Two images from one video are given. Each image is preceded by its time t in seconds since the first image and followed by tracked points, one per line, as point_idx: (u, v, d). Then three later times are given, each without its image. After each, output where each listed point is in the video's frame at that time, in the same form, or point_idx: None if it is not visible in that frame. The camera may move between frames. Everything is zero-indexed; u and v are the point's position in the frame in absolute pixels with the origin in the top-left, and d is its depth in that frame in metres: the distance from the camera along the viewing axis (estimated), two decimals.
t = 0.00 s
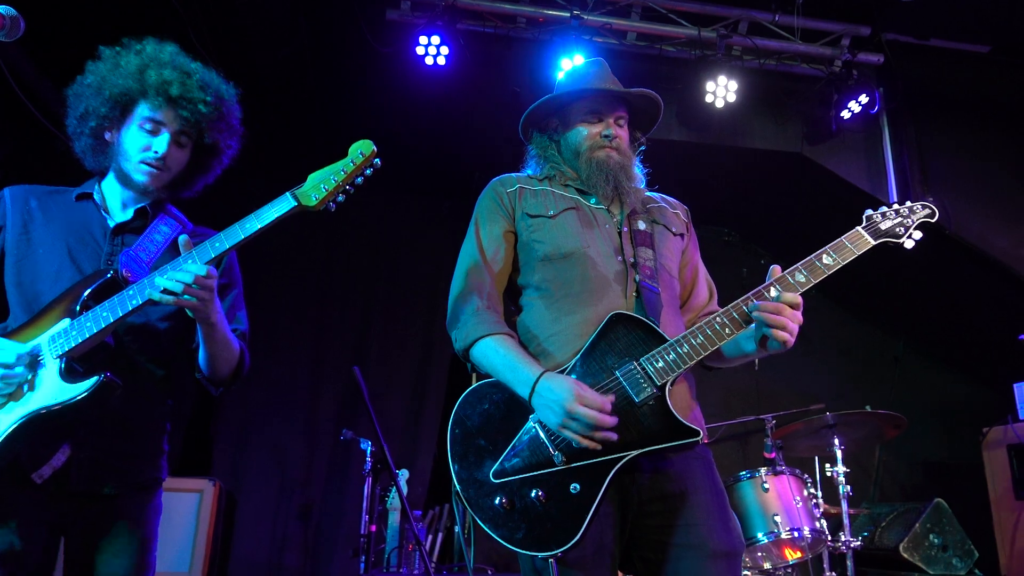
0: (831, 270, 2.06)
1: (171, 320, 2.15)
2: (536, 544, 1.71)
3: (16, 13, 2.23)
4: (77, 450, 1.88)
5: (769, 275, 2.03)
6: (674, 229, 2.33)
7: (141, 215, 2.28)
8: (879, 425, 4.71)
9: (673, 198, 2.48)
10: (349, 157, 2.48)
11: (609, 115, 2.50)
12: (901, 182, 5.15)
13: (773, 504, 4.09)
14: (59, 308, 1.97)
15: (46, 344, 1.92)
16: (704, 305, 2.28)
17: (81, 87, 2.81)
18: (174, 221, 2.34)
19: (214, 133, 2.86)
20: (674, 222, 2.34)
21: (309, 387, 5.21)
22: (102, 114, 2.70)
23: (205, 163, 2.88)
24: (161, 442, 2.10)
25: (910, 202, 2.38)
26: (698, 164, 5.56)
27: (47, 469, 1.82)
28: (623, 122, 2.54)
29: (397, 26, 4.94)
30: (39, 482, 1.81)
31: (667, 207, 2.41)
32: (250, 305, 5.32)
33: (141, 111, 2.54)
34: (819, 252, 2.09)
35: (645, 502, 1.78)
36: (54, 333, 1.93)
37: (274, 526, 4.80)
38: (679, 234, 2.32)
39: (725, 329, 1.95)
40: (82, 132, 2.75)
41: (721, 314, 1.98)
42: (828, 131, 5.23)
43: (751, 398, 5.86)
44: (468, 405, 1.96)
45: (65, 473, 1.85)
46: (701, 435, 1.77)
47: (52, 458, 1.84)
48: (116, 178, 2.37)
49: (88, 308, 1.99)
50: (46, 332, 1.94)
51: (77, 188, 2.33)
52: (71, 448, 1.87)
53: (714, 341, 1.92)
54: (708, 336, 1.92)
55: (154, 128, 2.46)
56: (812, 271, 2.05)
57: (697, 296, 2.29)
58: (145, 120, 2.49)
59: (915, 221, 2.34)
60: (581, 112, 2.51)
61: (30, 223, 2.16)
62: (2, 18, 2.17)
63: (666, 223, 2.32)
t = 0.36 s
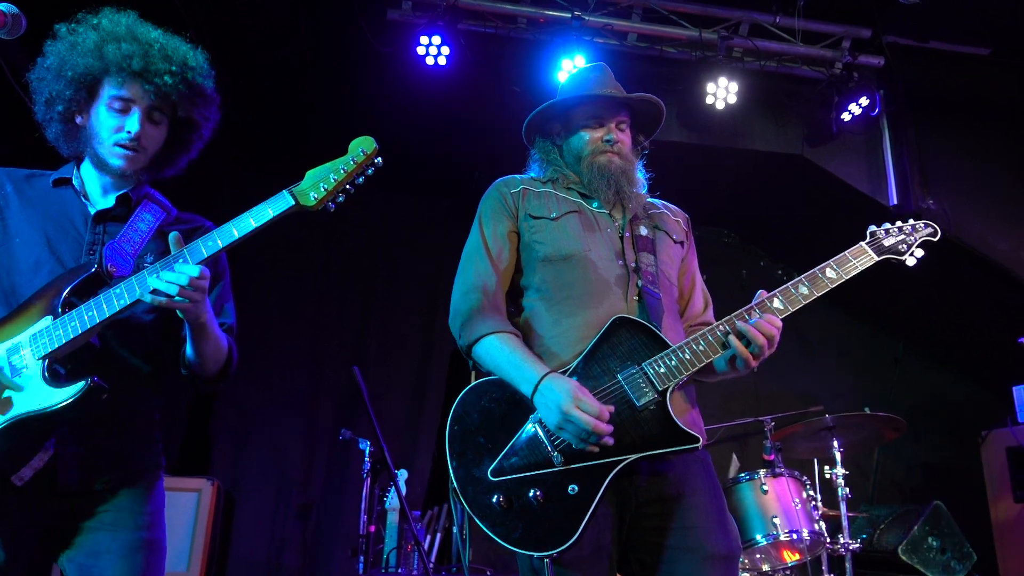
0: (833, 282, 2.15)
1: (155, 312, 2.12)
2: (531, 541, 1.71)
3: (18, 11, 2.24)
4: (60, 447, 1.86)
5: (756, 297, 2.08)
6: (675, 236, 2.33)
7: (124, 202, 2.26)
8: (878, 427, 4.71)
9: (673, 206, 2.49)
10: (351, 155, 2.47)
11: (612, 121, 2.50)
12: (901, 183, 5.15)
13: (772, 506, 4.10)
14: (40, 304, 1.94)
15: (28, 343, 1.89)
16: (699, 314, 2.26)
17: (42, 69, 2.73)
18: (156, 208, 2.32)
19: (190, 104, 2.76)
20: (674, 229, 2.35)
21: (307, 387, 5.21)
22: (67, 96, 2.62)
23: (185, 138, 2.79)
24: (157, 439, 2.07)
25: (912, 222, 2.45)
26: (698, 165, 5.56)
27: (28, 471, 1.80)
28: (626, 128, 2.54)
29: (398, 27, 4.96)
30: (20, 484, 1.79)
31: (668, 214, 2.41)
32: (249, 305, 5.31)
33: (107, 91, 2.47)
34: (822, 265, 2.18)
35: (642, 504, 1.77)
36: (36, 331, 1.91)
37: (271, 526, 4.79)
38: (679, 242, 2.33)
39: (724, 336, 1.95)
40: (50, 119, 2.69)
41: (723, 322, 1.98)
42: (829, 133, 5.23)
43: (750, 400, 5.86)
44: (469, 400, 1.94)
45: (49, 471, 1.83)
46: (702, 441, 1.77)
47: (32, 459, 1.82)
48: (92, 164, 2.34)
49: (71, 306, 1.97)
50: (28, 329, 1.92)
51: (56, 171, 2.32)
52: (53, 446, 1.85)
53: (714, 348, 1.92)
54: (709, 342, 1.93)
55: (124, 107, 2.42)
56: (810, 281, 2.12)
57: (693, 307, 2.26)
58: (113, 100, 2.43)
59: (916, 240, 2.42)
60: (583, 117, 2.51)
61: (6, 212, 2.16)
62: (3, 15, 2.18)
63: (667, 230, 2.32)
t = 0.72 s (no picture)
0: (845, 292, 2.22)
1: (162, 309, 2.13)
2: (534, 540, 1.71)
3: (28, 13, 2.25)
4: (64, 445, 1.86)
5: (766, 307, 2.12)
6: (685, 242, 2.33)
7: (130, 201, 2.25)
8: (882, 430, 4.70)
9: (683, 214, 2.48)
10: (365, 156, 2.47)
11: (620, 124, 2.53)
12: (905, 186, 5.15)
13: (776, 509, 4.08)
14: (48, 303, 1.94)
15: (34, 341, 1.89)
16: (705, 322, 2.24)
17: (47, 68, 2.74)
18: (163, 207, 2.31)
19: (194, 102, 2.76)
20: (685, 236, 2.34)
21: (310, 388, 5.21)
22: (72, 94, 2.63)
23: (190, 135, 2.79)
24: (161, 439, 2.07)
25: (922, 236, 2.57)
26: (702, 167, 5.55)
27: (32, 470, 1.81)
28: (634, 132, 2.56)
29: (403, 29, 4.96)
30: (23, 483, 1.79)
31: (679, 221, 2.41)
32: (252, 305, 5.32)
33: (111, 87, 2.47)
34: (834, 275, 2.25)
35: (648, 506, 1.77)
36: (44, 328, 1.91)
37: (273, 527, 4.79)
38: (689, 249, 2.32)
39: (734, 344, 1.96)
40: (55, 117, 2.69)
41: (733, 330, 2.00)
42: (833, 135, 5.23)
43: (753, 403, 5.85)
44: (475, 400, 1.93)
45: (54, 470, 1.83)
46: (708, 447, 1.77)
47: (37, 458, 1.82)
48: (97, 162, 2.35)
49: (78, 304, 1.97)
50: (35, 327, 1.92)
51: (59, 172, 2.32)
52: (58, 444, 1.85)
53: (723, 355, 1.93)
54: (718, 348, 1.94)
55: (128, 103, 2.41)
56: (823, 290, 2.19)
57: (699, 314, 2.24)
58: (118, 95, 2.42)
59: (925, 254, 2.53)
60: (592, 122, 2.54)
61: (10, 211, 2.16)
62: (12, 16, 2.18)
63: (678, 236, 2.32)
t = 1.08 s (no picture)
0: (856, 307, 2.27)
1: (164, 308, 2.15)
2: (532, 536, 1.69)
3: (35, 15, 2.25)
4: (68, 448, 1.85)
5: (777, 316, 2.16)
6: (695, 258, 2.34)
7: (137, 200, 2.26)
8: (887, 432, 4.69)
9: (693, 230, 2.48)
10: (381, 167, 2.48)
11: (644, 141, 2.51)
12: (910, 188, 5.14)
13: (780, 512, 4.08)
14: (55, 304, 1.94)
15: (42, 343, 1.89)
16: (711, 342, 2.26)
17: (52, 64, 2.73)
18: (169, 206, 2.31)
19: (201, 101, 2.76)
20: (695, 251, 2.35)
21: (314, 390, 5.21)
22: (78, 92, 2.63)
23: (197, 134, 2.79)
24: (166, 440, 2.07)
25: (933, 258, 2.64)
26: (706, 168, 5.54)
27: (36, 473, 1.80)
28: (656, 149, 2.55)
29: (407, 31, 4.96)
30: (26, 486, 1.79)
31: (690, 237, 2.42)
32: (256, 307, 5.32)
33: (117, 85, 2.47)
34: (846, 291, 2.30)
35: (652, 507, 1.76)
36: (51, 330, 1.91)
37: (277, 529, 4.79)
38: (699, 263, 2.33)
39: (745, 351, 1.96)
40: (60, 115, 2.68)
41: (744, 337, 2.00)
42: (838, 137, 5.22)
43: (757, 405, 5.84)
44: (479, 393, 1.89)
45: (59, 472, 1.83)
46: (713, 452, 1.76)
47: (41, 461, 1.81)
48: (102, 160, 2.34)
49: (86, 306, 1.97)
50: (41, 328, 1.92)
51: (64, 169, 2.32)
52: (62, 447, 1.84)
53: (733, 363, 1.93)
54: (730, 357, 1.94)
55: (134, 101, 2.41)
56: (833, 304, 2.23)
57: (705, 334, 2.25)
58: (123, 93, 2.43)
59: (935, 276, 2.60)
60: (614, 133, 2.53)
61: (14, 209, 2.16)
62: (20, 18, 2.18)
63: (689, 251, 2.33)
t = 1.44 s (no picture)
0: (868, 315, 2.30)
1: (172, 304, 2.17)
2: (540, 536, 1.67)
3: (45, 16, 2.25)
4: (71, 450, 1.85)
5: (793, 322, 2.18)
6: (702, 262, 2.34)
7: (139, 194, 2.27)
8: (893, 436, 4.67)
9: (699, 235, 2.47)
10: (392, 161, 2.48)
11: (651, 143, 2.51)
12: (916, 191, 5.12)
13: (786, 515, 4.07)
14: (61, 301, 1.92)
15: (51, 341, 1.87)
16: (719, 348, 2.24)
17: (54, 56, 2.72)
18: (172, 200, 2.34)
19: (205, 92, 2.77)
20: (701, 255, 2.36)
21: (319, 391, 5.21)
22: (82, 83, 2.63)
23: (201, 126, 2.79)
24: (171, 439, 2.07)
25: (944, 270, 2.66)
26: (712, 170, 5.53)
27: (41, 474, 1.81)
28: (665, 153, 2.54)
29: (414, 33, 4.97)
30: (33, 488, 1.79)
31: (697, 240, 2.42)
32: (261, 307, 5.32)
33: (120, 73, 2.47)
34: (858, 299, 2.33)
35: (660, 511, 1.76)
36: (60, 329, 1.89)
37: (282, 530, 4.80)
38: (706, 268, 2.34)
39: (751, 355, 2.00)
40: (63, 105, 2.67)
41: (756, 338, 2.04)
42: (845, 140, 5.21)
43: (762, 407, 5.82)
44: (486, 390, 1.88)
45: (63, 472, 1.83)
46: (723, 456, 1.76)
47: (45, 461, 1.81)
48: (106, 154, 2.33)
49: (96, 302, 1.97)
50: (49, 327, 1.89)
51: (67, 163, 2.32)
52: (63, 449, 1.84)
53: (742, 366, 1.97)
54: (740, 360, 1.98)
55: (137, 90, 2.41)
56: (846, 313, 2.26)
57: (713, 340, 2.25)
58: (126, 82, 2.43)
59: (946, 287, 2.62)
60: (622, 136, 2.52)
61: (15, 202, 2.16)
62: (30, 19, 2.19)
63: (696, 254, 2.33)
